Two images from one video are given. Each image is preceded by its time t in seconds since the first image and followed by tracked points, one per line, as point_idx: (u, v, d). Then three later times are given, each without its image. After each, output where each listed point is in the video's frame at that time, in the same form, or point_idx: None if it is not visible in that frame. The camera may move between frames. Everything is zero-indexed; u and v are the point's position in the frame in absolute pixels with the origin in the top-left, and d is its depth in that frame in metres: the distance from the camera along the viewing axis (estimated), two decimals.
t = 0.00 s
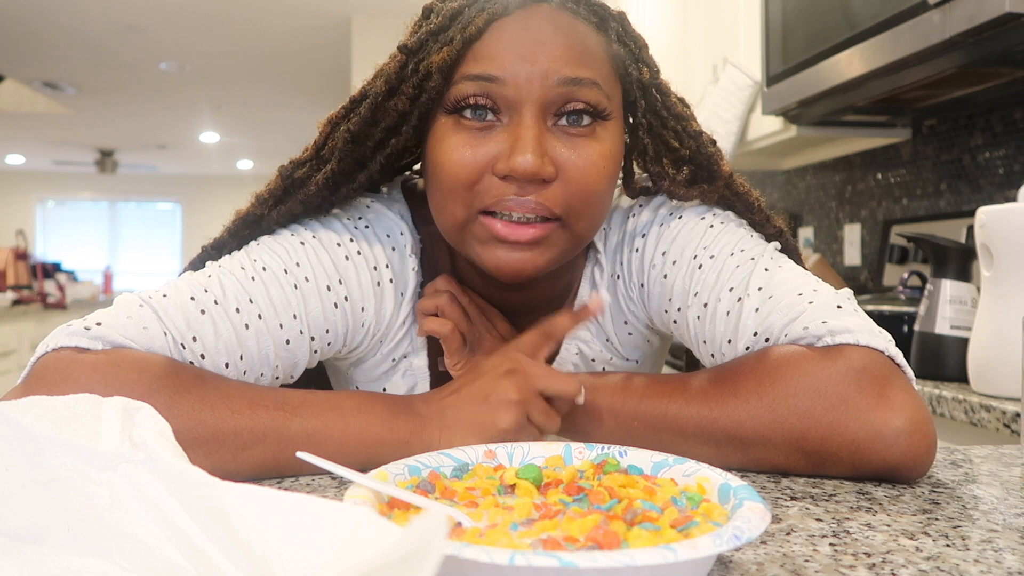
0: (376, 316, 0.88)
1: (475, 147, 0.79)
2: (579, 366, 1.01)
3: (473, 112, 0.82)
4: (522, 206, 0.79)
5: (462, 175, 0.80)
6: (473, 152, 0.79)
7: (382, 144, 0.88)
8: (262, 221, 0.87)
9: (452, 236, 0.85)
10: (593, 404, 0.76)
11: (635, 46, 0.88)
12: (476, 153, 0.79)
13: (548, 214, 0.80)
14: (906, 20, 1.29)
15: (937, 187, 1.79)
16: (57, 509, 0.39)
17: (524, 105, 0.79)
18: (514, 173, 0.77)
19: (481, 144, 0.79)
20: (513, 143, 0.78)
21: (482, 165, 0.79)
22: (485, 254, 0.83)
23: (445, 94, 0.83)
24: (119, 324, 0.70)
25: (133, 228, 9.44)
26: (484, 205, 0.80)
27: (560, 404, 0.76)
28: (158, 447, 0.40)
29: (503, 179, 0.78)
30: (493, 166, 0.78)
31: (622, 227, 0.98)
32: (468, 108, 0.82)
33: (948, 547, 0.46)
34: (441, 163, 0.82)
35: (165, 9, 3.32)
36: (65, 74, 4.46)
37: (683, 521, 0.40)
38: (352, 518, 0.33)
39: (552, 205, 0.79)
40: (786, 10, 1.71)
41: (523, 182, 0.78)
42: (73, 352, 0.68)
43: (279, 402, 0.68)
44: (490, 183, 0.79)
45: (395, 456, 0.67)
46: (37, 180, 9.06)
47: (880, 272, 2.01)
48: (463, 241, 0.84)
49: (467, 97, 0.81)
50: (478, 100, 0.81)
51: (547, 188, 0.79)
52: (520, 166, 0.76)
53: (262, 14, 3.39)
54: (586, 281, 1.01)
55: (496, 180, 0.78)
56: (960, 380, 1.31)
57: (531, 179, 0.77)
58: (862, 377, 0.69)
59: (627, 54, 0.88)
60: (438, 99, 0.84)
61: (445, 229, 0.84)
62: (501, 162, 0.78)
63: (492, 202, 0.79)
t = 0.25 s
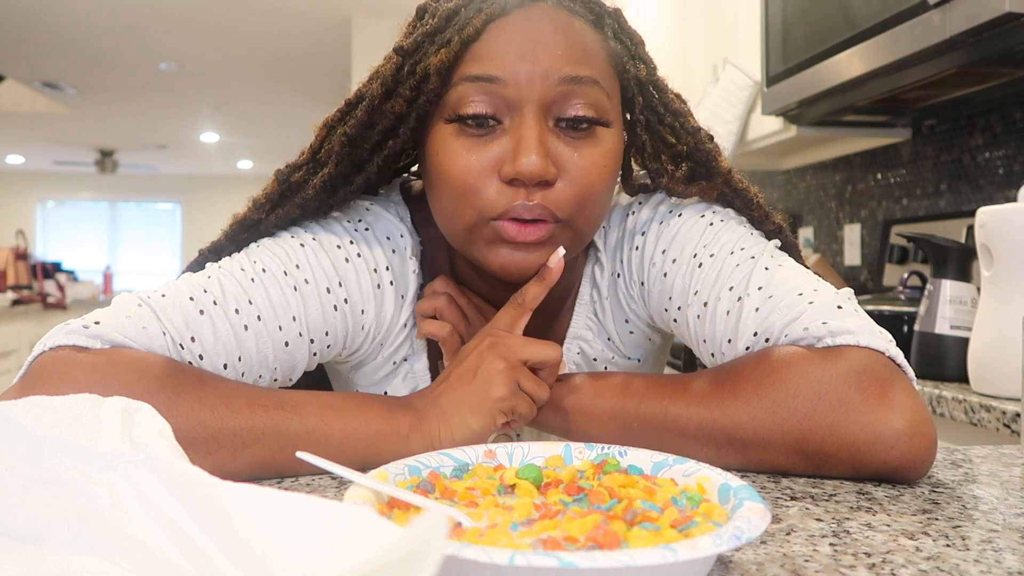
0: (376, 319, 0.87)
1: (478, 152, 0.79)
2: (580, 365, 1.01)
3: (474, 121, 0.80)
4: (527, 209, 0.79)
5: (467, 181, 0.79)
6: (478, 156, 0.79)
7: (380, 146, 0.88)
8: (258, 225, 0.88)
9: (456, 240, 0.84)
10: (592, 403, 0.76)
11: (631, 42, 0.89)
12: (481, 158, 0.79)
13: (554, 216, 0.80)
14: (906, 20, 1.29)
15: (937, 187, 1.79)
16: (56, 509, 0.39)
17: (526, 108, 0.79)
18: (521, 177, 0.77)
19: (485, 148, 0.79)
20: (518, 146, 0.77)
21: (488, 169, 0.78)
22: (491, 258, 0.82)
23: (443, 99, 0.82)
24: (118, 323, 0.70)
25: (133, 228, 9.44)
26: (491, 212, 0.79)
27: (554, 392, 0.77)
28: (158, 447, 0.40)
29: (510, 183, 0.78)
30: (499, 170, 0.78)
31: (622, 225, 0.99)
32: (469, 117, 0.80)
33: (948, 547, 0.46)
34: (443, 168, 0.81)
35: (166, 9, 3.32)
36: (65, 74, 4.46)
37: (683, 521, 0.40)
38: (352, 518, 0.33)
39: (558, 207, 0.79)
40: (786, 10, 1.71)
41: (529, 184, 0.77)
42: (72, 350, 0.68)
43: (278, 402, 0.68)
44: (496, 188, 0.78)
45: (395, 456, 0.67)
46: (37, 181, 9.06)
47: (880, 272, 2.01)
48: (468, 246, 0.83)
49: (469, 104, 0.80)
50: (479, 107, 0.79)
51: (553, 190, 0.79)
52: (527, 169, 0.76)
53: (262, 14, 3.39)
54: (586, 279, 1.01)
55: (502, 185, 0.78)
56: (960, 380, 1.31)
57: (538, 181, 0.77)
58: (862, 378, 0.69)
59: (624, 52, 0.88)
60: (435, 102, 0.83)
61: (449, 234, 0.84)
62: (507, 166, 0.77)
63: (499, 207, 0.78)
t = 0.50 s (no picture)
0: (375, 321, 0.87)
1: (478, 157, 0.79)
2: (580, 366, 1.01)
3: (474, 126, 0.80)
4: (528, 212, 0.79)
5: (467, 185, 0.79)
6: (478, 161, 0.79)
7: (378, 150, 0.88)
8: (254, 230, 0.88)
9: (455, 244, 0.84)
10: (592, 403, 0.76)
11: (628, 44, 0.89)
12: (481, 162, 0.79)
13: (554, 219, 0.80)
14: (906, 20, 1.29)
15: (937, 187, 1.79)
16: (56, 509, 0.39)
17: (526, 111, 0.79)
18: (522, 181, 0.77)
19: (485, 152, 0.79)
20: (518, 150, 0.77)
21: (488, 173, 0.78)
22: (491, 261, 0.82)
23: (442, 104, 0.82)
24: (117, 323, 0.70)
25: (133, 228, 9.44)
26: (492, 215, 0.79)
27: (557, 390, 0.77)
28: (158, 447, 0.40)
29: (510, 187, 0.78)
30: (499, 174, 0.78)
31: (621, 226, 0.98)
32: (469, 122, 0.80)
33: (948, 547, 0.46)
34: (444, 173, 0.81)
35: (166, 8, 3.32)
36: (65, 74, 4.46)
37: (683, 521, 0.40)
38: (352, 518, 0.33)
39: (559, 209, 0.79)
40: (786, 10, 1.71)
41: (530, 188, 0.77)
42: (71, 350, 0.68)
43: (278, 402, 0.68)
44: (497, 192, 0.78)
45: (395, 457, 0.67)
46: (37, 181, 9.06)
47: (880, 272, 2.01)
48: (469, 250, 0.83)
49: (469, 108, 0.80)
50: (479, 112, 0.79)
51: (554, 193, 0.78)
52: (528, 172, 0.76)
53: (262, 14, 3.39)
54: (585, 280, 1.01)
55: (502, 189, 0.78)
56: (960, 380, 1.31)
57: (539, 185, 0.77)
58: (862, 379, 0.69)
59: (623, 52, 0.88)
60: (434, 106, 0.83)
61: (448, 238, 0.84)
62: (508, 170, 0.77)
63: (500, 210, 0.78)
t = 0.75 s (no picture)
0: (376, 320, 0.87)
1: (481, 156, 0.79)
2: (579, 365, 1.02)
3: (475, 124, 0.81)
4: (530, 213, 0.79)
5: (470, 185, 0.79)
6: (481, 160, 0.79)
7: (378, 149, 0.87)
8: (254, 227, 0.88)
9: (456, 245, 0.84)
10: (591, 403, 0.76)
11: (627, 43, 0.89)
12: (484, 162, 0.79)
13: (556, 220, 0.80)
14: (906, 20, 1.29)
15: (937, 187, 1.79)
16: (56, 509, 0.39)
17: (530, 110, 0.79)
18: (526, 181, 0.77)
19: (487, 151, 0.79)
20: (522, 149, 0.77)
21: (491, 173, 0.78)
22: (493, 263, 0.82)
23: (442, 101, 0.82)
24: (117, 323, 0.70)
25: (133, 228, 9.44)
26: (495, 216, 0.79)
27: (560, 400, 0.76)
28: (158, 447, 0.40)
29: (513, 187, 0.78)
30: (502, 174, 0.78)
31: (621, 225, 0.98)
32: (470, 120, 0.81)
33: (948, 547, 0.46)
34: (446, 172, 0.81)
35: (166, 8, 3.32)
36: (65, 74, 4.46)
37: (683, 521, 0.40)
38: (352, 518, 0.33)
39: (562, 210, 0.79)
40: (786, 10, 1.71)
41: (534, 188, 0.77)
42: (71, 351, 0.68)
43: (279, 403, 0.68)
44: (500, 192, 0.78)
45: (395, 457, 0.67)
46: (37, 180, 9.06)
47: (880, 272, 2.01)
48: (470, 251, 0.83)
49: (470, 106, 0.80)
50: (480, 110, 0.80)
51: (557, 194, 0.79)
52: (532, 172, 0.76)
53: (262, 14, 3.39)
54: (584, 279, 1.01)
55: (505, 189, 0.78)
56: (960, 380, 1.31)
57: (542, 185, 0.77)
58: (862, 380, 0.69)
59: (622, 52, 0.88)
60: (435, 105, 0.83)
61: (450, 239, 0.84)
62: (512, 169, 0.77)
63: (503, 211, 0.78)
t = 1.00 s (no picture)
0: (377, 322, 0.87)
1: (480, 162, 0.79)
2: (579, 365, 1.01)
3: (474, 130, 0.80)
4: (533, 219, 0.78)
5: (470, 191, 0.79)
6: (479, 166, 0.79)
7: (376, 153, 0.87)
8: (252, 233, 0.87)
9: (461, 252, 0.84)
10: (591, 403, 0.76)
11: (623, 42, 0.89)
12: (483, 167, 0.79)
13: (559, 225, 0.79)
14: (906, 20, 1.29)
15: (937, 187, 1.79)
16: (56, 509, 0.39)
17: (527, 113, 0.78)
18: (526, 185, 0.77)
19: (486, 156, 0.79)
20: (521, 154, 0.77)
21: (491, 178, 0.78)
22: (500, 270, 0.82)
23: (440, 104, 0.82)
24: (117, 324, 0.70)
25: (133, 228, 9.44)
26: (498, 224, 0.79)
27: (561, 401, 0.75)
28: (158, 447, 0.40)
29: (514, 193, 0.78)
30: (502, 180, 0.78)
31: (621, 225, 0.98)
32: (469, 126, 0.80)
33: (948, 547, 0.46)
34: (446, 179, 0.81)
35: (166, 8, 3.32)
36: (65, 75, 4.46)
37: (683, 521, 0.40)
38: (352, 517, 0.33)
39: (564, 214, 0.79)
40: (786, 10, 1.71)
41: (534, 192, 0.77)
42: (71, 351, 0.68)
43: (279, 403, 0.68)
44: (501, 199, 0.78)
45: (395, 458, 0.67)
46: (37, 180, 9.07)
47: (880, 272, 2.02)
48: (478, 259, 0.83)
49: (469, 111, 0.80)
50: (478, 115, 0.79)
51: (558, 198, 0.78)
52: (530, 176, 0.76)
53: (262, 14, 3.40)
54: (584, 279, 1.01)
55: (506, 195, 0.78)
56: (960, 380, 1.31)
57: (542, 189, 0.77)
58: (862, 380, 0.69)
59: (618, 51, 0.88)
60: (432, 108, 0.83)
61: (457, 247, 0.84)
62: (511, 174, 0.77)
63: (505, 218, 0.78)
